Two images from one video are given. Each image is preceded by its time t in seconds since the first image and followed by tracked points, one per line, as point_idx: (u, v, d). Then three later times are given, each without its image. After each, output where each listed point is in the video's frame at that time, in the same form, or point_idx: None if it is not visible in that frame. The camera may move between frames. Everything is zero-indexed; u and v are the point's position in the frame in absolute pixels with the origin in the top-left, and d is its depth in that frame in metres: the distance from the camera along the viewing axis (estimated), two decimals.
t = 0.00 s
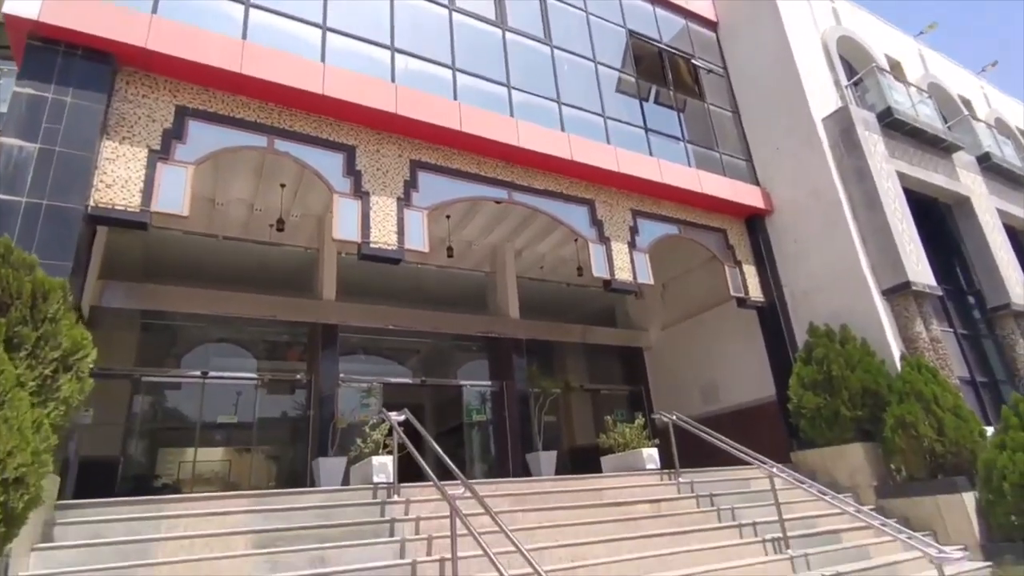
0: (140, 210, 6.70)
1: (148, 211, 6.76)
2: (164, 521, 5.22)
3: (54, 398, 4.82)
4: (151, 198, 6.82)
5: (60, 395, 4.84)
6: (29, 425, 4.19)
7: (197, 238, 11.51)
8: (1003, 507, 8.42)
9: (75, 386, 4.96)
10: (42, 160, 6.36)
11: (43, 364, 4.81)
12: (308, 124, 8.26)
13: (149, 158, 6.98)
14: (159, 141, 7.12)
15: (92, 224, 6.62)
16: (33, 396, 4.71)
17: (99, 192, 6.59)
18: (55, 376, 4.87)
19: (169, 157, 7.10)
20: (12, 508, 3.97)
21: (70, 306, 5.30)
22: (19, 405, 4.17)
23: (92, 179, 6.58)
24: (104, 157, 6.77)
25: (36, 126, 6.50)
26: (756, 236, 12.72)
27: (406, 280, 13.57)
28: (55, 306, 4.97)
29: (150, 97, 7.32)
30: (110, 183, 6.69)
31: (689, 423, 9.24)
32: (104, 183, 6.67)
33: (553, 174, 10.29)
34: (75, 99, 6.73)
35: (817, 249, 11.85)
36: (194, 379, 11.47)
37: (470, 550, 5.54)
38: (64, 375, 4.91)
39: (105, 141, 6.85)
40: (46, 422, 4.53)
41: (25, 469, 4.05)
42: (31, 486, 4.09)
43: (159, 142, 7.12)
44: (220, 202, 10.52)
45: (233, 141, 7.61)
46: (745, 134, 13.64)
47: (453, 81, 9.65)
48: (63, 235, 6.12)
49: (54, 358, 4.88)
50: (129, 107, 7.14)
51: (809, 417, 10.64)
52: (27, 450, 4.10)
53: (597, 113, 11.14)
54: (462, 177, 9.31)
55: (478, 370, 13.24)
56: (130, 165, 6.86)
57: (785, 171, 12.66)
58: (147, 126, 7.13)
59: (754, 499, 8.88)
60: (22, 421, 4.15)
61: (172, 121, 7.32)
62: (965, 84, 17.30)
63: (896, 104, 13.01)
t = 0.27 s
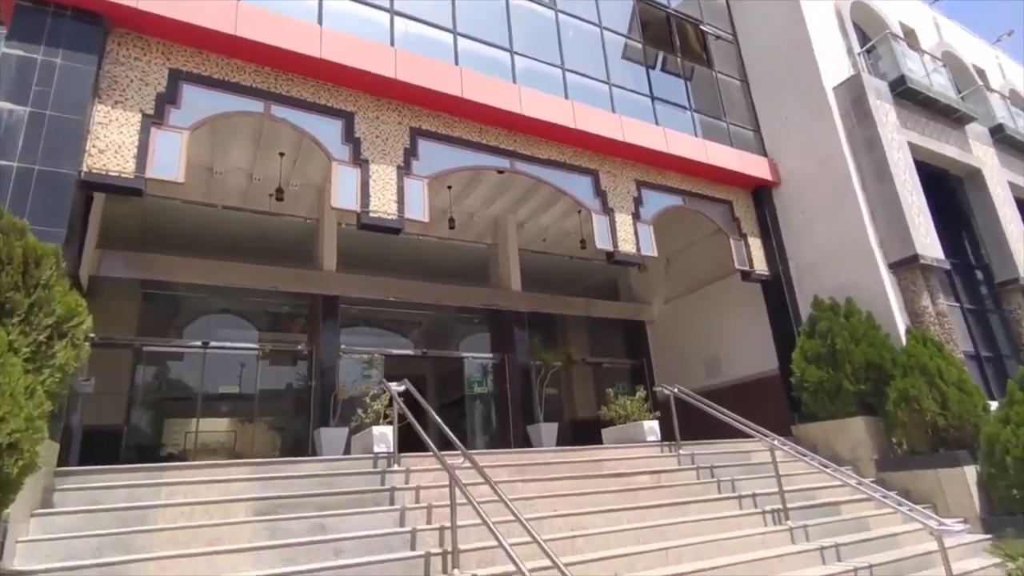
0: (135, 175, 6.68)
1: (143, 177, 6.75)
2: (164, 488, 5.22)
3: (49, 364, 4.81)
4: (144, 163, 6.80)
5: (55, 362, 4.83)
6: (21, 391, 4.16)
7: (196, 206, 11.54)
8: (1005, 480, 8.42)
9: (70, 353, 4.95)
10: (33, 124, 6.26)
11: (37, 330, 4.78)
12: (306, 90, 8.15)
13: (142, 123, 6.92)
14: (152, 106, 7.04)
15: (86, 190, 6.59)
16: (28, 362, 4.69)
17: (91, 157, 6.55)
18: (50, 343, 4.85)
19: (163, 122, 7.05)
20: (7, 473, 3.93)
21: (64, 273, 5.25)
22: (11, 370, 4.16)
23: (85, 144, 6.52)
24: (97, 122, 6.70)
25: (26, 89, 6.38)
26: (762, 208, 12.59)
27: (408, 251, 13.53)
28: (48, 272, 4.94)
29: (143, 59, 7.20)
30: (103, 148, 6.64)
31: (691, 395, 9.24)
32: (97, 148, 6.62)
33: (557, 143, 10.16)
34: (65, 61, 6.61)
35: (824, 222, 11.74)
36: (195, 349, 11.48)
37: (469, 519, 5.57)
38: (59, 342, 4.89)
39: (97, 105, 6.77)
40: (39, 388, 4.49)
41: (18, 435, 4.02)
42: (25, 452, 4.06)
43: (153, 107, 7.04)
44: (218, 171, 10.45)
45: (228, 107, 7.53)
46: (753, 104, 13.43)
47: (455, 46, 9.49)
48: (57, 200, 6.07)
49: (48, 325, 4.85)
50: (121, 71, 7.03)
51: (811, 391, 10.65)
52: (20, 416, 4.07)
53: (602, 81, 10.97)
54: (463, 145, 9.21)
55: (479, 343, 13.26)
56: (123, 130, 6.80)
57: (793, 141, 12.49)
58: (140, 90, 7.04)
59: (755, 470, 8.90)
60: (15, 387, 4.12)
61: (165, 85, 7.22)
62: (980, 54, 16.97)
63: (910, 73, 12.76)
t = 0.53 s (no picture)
0: (130, 134, 6.62)
1: (137, 135, 6.67)
2: (165, 448, 5.27)
3: (45, 324, 4.81)
4: (139, 121, 6.72)
5: (51, 322, 4.82)
6: (16, 350, 4.16)
7: (194, 168, 11.38)
8: (1005, 451, 8.44)
9: (66, 313, 4.94)
10: (24, 79, 6.11)
11: (32, 290, 4.77)
12: (303, 47, 8.01)
13: (135, 79, 6.82)
14: (145, 62, 6.94)
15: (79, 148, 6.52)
16: (23, 322, 4.68)
17: (85, 114, 6.46)
18: (45, 303, 4.84)
19: (157, 79, 6.95)
20: (4, 430, 3.94)
21: (58, 233, 5.22)
22: (5, 329, 4.15)
23: (78, 100, 6.43)
24: (89, 77, 6.60)
25: (15, 43, 6.20)
26: (769, 175, 12.43)
27: (411, 216, 13.44)
28: (41, 231, 4.91)
29: (135, 12, 7.04)
30: (96, 105, 6.56)
31: (693, 363, 9.21)
32: (89, 105, 6.53)
33: (562, 105, 10.00)
34: (54, 13, 6.44)
35: (833, 189, 11.59)
36: (196, 312, 11.51)
37: (468, 482, 5.62)
38: (55, 302, 4.88)
39: (88, 60, 6.65)
40: (35, 347, 4.49)
41: (14, 393, 4.03)
42: (22, 410, 4.08)
43: (146, 62, 6.94)
44: (216, 132, 10.35)
45: (223, 63, 7.42)
46: (764, 67, 13.17)
47: (457, 3, 9.28)
48: (51, 157, 5.98)
49: (43, 285, 4.84)
50: (112, 24, 6.89)
51: (813, 360, 10.68)
52: (16, 374, 4.08)
53: (609, 42, 10.74)
54: (464, 106, 9.07)
55: (482, 311, 13.26)
56: (116, 87, 6.71)
57: (804, 106, 12.27)
58: (132, 44, 6.91)
59: (754, 438, 8.95)
60: (9, 345, 4.11)
61: (158, 39, 7.09)
62: (998, 19, 16.57)
63: (926, 36, 12.47)
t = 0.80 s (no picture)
0: (119, 84, 6.48)
1: (127, 85, 6.55)
2: (162, 404, 5.28)
3: (37, 278, 4.76)
4: (129, 71, 6.60)
5: (43, 276, 4.78)
6: (6, 304, 4.12)
7: (189, 123, 11.25)
8: (1001, 419, 8.46)
9: (58, 267, 4.89)
10: (8, 25, 5.94)
11: (21, 243, 4.72)
12: None
13: (124, 27, 6.66)
14: (134, 9, 6.75)
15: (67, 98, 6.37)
16: (13, 276, 4.65)
17: (72, 63, 6.31)
18: (36, 257, 4.79)
19: (146, 27, 6.81)
20: None
21: (47, 185, 5.16)
22: None
23: (64, 48, 6.27)
24: (76, 24, 6.43)
25: None
26: (777, 139, 12.23)
27: (412, 177, 13.30)
28: (28, 182, 4.85)
29: None
30: (83, 54, 6.41)
31: (692, 328, 9.16)
32: (77, 53, 6.38)
33: (566, 63, 9.79)
34: None
35: (842, 154, 11.42)
36: (194, 271, 11.49)
37: (465, 442, 5.64)
38: (45, 256, 4.83)
39: (74, 6, 6.46)
40: (25, 300, 4.45)
41: (5, 345, 4.02)
42: (13, 363, 4.08)
43: (134, 9, 6.76)
44: (211, 86, 10.19)
45: (214, 12, 7.26)
46: (776, 25, 12.86)
47: None
48: (38, 107, 5.87)
49: (32, 238, 4.79)
50: None
51: (814, 327, 10.63)
52: (5, 327, 4.06)
53: None
54: (465, 61, 8.88)
55: (483, 274, 13.23)
56: (104, 35, 6.55)
57: (815, 68, 12.01)
58: None
59: (752, 403, 8.98)
60: None
61: None
62: None
63: None
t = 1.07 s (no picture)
0: (100, 36, 6.29)
1: (108, 37, 6.33)
2: (150, 364, 5.25)
3: (17, 236, 4.67)
4: (110, 23, 6.33)
5: (24, 233, 4.69)
6: None
7: (176, 80, 11.04)
8: (989, 391, 8.52)
9: (39, 225, 4.80)
10: None
11: None
12: None
13: None
14: None
15: (49, 50, 6.23)
16: None
17: (51, 13, 6.14)
18: (15, 214, 4.70)
19: None
20: None
21: (27, 140, 5.06)
22: None
23: None
24: None
25: None
26: (778, 106, 12.08)
27: (407, 140, 13.12)
28: (6, 135, 4.75)
29: None
30: (63, 4, 6.21)
31: (686, 296, 9.14)
32: (57, 4, 6.19)
33: (565, 22, 9.58)
34: None
35: (843, 123, 11.30)
36: (184, 233, 11.39)
37: (456, 407, 5.66)
38: (26, 213, 4.74)
39: None
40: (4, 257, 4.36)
41: None
42: None
43: None
44: (198, 41, 9.97)
45: None
46: None
47: None
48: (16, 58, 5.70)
49: (11, 194, 4.70)
50: None
51: (808, 298, 10.64)
52: None
53: None
54: (460, 18, 8.66)
55: (478, 241, 13.19)
56: None
57: (819, 33, 11.80)
58: None
59: (743, 372, 9.01)
60: None
61: None
62: None
63: None
